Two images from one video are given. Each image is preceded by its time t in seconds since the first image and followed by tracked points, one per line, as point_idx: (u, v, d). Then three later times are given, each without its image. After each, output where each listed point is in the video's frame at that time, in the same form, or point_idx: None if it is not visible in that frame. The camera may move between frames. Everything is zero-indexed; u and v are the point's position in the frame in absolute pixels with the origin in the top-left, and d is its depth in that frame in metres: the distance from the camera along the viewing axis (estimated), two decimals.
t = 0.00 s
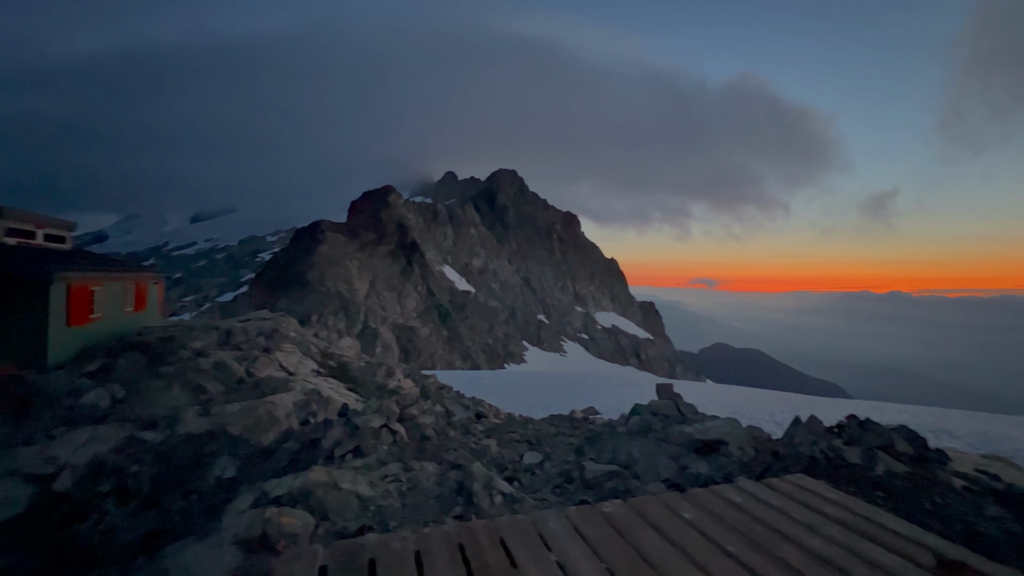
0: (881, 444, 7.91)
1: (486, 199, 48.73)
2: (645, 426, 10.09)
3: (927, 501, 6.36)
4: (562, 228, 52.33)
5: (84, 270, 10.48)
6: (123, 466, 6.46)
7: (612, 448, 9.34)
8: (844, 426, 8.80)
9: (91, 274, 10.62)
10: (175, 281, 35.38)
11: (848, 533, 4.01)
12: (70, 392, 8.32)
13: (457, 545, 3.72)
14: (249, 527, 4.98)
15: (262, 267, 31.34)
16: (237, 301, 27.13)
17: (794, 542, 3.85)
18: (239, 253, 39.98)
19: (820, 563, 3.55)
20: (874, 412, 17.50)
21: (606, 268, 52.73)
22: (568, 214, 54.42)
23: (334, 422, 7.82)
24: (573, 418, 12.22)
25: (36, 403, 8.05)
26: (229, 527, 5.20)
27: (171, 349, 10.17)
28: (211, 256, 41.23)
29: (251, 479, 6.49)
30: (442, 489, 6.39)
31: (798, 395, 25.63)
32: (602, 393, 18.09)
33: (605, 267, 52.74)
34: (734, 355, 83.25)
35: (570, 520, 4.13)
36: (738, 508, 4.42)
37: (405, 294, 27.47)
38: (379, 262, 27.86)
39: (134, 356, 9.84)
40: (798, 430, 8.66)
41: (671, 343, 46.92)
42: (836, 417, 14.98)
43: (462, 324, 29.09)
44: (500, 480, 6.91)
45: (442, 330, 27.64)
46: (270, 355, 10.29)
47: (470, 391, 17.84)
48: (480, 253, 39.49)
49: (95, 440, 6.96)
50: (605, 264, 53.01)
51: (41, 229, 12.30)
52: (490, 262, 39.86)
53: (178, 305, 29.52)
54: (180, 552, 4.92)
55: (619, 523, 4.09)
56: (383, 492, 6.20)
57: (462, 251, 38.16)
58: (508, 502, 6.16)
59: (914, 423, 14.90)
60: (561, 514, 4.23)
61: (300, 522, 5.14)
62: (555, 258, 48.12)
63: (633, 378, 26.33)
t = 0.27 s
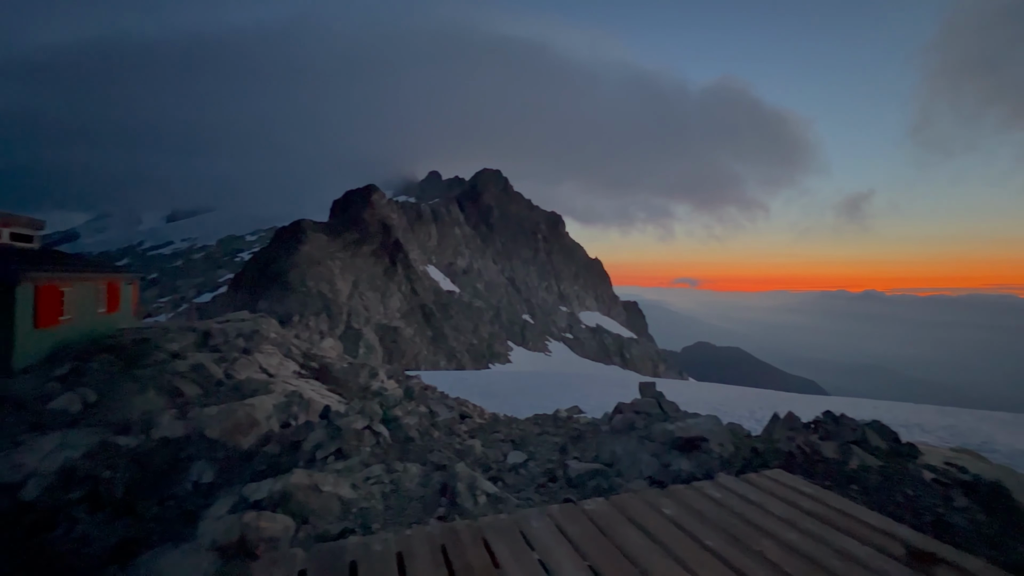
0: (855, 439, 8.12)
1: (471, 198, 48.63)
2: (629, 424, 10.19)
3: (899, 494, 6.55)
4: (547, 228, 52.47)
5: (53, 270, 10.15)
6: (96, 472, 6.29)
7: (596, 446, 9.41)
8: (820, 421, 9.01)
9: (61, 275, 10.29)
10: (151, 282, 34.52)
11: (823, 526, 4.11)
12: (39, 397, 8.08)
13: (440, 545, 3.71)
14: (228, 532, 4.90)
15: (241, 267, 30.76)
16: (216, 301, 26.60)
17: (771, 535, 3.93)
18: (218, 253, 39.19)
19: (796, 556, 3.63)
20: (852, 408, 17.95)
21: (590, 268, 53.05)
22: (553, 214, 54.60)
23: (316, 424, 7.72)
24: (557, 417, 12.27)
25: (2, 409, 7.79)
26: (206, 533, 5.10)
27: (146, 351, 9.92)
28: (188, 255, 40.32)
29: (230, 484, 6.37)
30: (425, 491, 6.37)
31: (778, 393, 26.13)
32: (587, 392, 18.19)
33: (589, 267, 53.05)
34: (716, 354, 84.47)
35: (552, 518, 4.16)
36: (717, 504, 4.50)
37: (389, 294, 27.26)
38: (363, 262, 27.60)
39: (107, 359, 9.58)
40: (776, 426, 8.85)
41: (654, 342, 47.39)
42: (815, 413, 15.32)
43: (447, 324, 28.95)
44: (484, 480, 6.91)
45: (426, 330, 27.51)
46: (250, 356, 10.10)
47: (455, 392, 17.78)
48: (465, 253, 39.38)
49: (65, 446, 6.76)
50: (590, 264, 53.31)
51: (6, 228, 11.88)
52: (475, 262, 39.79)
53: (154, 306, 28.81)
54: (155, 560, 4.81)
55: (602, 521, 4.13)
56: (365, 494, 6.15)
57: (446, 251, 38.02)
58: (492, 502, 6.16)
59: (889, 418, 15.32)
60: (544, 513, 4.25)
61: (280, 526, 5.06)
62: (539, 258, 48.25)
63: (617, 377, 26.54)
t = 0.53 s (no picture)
0: (833, 435, 8.31)
1: (456, 199, 48.49)
2: (614, 423, 10.27)
3: (875, 488, 6.73)
4: (533, 228, 52.55)
5: (23, 271, 9.84)
6: (69, 479, 6.12)
7: (581, 445, 9.46)
8: (800, 418, 9.20)
9: (31, 276, 9.98)
10: (127, 283, 33.66)
11: (800, 520, 4.21)
12: (9, 402, 7.83)
13: (423, 547, 3.70)
14: (207, 537, 4.82)
15: (221, 268, 30.20)
16: (196, 303, 26.08)
17: (752, 531, 4.00)
18: (197, 253, 38.41)
19: (775, 550, 3.70)
20: (831, 405, 18.31)
21: (576, 268, 53.28)
22: (539, 214, 54.70)
23: (299, 427, 7.61)
24: (543, 417, 12.31)
25: None
26: (185, 539, 5.01)
27: (122, 354, 9.69)
28: (166, 255, 39.42)
29: (210, 489, 6.26)
30: (410, 492, 6.34)
31: (761, 391, 26.54)
32: (573, 391, 18.24)
33: (575, 267, 53.29)
34: (701, 352, 85.47)
35: (537, 518, 4.17)
36: (699, 500, 4.56)
37: (374, 295, 27.03)
38: (347, 262, 27.32)
39: (80, 362, 9.33)
40: (757, 423, 9.00)
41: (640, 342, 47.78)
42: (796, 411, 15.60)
43: (433, 325, 28.79)
44: (470, 480, 6.90)
45: (412, 331, 27.33)
46: (231, 358, 9.93)
47: (441, 392, 17.69)
48: (451, 253, 39.23)
49: (36, 452, 6.56)
50: (575, 264, 53.52)
51: None
52: (461, 262, 39.65)
53: (130, 307, 28.12)
54: (131, 568, 4.71)
55: (586, 519, 4.15)
56: (349, 497, 6.09)
57: (432, 251, 37.83)
58: (478, 502, 6.16)
59: (868, 415, 15.68)
60: (529, 512, 4.27)
61: (261, 530, 5.00)
62: (525, 259, 48.31)
63: (603, 377, 26.70)
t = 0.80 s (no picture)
0: (814, 432, 8.47)
1: (444, 198, 48.37)
2: (601, 422, 10.33)
3: (855, 483, 6.88)
4: (521, 228, 52.59)
5: None
6: (45, 485, 5.97)
7: (569, 445, 9.50)
8: (782, 415, 9.35)
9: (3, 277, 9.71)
10: (105, 284, 32.93)
11: (782, 515, 4.28)
12: None
13: (410, 548, 3.68)
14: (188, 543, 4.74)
15: (204, 268, 29.72)
16: (177, 304, 25.61)
17: (736, 527, 4.05)
18: (179, 253, 37.73)
19: (758, 546, 3.75)
20: (815, 403, 18.64)
21: (563, 268, 53.47)
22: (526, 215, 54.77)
23: (284, 429, 7.52)
24: (531, 417, 12.32)
25: None
26: (166, 545, 4.92)
27: (100, 357, 9.48)
28: (146, 255, 38.64)
29: (192, 493, 6.15)
30: (397, 494, 6.30)
31: (746, 389, 26.91)
32: (561, 391, 18.29)
33: (563, 267, 53.48)
34: (687, 351, 86.32)
35: (524, 517, 4.18)
36: (684, 497, 4.61)
37: (360, 295, 26.82)
38: (333, 262, 27.06)
39: (56, 366, 9.10)
40: (741, 420, 9.13)
41: (627, 341, 48.12)
42: (780, 408, 15.85)
43: (420, 325, 28.65)
44: (457, 481, 6.89)
45: (399, 331, 27.16)
46: (213, 360, 9.77)
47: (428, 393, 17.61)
48: (438, 253, 39.08)
49: (10, 459, 6.39)
50: (563, 264, 53.69)
51: None
52: (449, 262, 39.52)
53: (109, 309, 27.52)
54: None
55: (573, 518, 4.17)
56: (335, 500, 6.04)
57: (419, 251, 37.65)
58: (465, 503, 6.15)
59: (849, 412, 16.00)
60: (515, 512, 4.27)
61: (245, 535, 4.92)
62: (513, 259, 48.34)
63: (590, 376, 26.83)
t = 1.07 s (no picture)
0: (793, 428, 8.64)
1: (429, 198, 48.15)
2: (585, 421, 10.39)
3: (832, 478, 7.03)
4: (506, 228, 52.57)
5: None
6: (13, 494, 5.78)
7: (554, 444, 9.53)
8: (763, 412, 9.51)
9: None
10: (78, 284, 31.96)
11: (762, 511, 4.36)
12: None
13: (393, 551, 3.66)
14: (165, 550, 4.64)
15: (182, 268, 29.07)
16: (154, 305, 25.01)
17: (717, 523, 4.12)
18: (155, 254, 36.84)
19: (739, 541, 3.82)
20: (796, 400, 18.97)
21: (548, 268, 53.59)
22: (511, 215, 54.76)
23: (265, 432, 7.40)
24: (516, 417, 12.33)
25: None
26: (142, 553, 4.81)
27: (73, 360, 9.21)
28: (121, 255, 37.63)
29: (170, 499, 6.02)
30: (381, 496, 6.25)
31: (729, 387, 27.27)
32: (547, 391, 18.32)
33: (548, 267, 53.60)
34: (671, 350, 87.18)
35: (509, 518, 4.18)
36: (666, 495, 4.67)
37: (344, 296, 26.53)
38: (315, 263, 26.71)
39: (25, 370, 8.81)
40: (723, 418, 9.27)
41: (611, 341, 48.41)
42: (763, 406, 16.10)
43: (405, 326, 28.43)
44: (442, 482, 6.86)
45: (383, 332, 26.93)
46: (192, 362, 9.55)
47: (413, 394, 17.48)
48: (423, 253, 38.85)
49: None
50: (548, 264, 53.81)
51: None
52: (434, 262, 39.30)
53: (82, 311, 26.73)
54: None
55: (557, 517, 4.19)
56: (318, 503, 5.96)
57: (403, 251, 37.38)
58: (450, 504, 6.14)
59: (830, 409, 16.32)
60: (500, 512, 4.28)
61: (225, 540, 4.84)
62: (498, 259, 48.30)
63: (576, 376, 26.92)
